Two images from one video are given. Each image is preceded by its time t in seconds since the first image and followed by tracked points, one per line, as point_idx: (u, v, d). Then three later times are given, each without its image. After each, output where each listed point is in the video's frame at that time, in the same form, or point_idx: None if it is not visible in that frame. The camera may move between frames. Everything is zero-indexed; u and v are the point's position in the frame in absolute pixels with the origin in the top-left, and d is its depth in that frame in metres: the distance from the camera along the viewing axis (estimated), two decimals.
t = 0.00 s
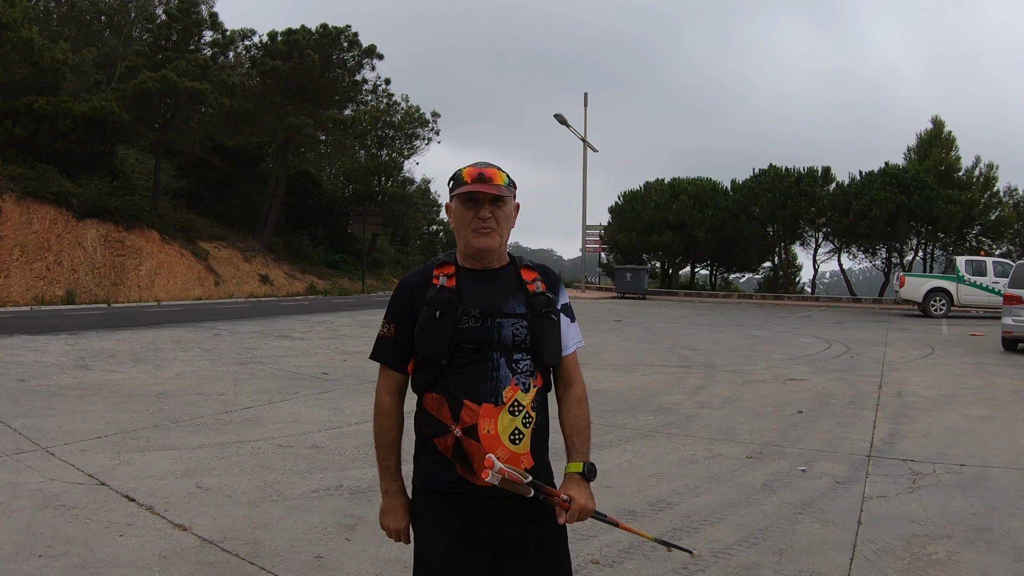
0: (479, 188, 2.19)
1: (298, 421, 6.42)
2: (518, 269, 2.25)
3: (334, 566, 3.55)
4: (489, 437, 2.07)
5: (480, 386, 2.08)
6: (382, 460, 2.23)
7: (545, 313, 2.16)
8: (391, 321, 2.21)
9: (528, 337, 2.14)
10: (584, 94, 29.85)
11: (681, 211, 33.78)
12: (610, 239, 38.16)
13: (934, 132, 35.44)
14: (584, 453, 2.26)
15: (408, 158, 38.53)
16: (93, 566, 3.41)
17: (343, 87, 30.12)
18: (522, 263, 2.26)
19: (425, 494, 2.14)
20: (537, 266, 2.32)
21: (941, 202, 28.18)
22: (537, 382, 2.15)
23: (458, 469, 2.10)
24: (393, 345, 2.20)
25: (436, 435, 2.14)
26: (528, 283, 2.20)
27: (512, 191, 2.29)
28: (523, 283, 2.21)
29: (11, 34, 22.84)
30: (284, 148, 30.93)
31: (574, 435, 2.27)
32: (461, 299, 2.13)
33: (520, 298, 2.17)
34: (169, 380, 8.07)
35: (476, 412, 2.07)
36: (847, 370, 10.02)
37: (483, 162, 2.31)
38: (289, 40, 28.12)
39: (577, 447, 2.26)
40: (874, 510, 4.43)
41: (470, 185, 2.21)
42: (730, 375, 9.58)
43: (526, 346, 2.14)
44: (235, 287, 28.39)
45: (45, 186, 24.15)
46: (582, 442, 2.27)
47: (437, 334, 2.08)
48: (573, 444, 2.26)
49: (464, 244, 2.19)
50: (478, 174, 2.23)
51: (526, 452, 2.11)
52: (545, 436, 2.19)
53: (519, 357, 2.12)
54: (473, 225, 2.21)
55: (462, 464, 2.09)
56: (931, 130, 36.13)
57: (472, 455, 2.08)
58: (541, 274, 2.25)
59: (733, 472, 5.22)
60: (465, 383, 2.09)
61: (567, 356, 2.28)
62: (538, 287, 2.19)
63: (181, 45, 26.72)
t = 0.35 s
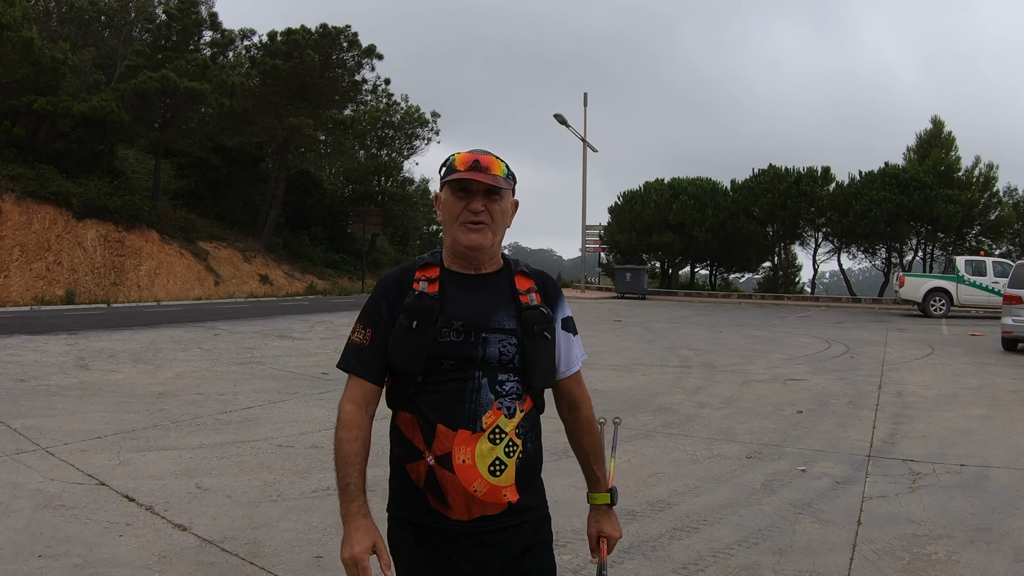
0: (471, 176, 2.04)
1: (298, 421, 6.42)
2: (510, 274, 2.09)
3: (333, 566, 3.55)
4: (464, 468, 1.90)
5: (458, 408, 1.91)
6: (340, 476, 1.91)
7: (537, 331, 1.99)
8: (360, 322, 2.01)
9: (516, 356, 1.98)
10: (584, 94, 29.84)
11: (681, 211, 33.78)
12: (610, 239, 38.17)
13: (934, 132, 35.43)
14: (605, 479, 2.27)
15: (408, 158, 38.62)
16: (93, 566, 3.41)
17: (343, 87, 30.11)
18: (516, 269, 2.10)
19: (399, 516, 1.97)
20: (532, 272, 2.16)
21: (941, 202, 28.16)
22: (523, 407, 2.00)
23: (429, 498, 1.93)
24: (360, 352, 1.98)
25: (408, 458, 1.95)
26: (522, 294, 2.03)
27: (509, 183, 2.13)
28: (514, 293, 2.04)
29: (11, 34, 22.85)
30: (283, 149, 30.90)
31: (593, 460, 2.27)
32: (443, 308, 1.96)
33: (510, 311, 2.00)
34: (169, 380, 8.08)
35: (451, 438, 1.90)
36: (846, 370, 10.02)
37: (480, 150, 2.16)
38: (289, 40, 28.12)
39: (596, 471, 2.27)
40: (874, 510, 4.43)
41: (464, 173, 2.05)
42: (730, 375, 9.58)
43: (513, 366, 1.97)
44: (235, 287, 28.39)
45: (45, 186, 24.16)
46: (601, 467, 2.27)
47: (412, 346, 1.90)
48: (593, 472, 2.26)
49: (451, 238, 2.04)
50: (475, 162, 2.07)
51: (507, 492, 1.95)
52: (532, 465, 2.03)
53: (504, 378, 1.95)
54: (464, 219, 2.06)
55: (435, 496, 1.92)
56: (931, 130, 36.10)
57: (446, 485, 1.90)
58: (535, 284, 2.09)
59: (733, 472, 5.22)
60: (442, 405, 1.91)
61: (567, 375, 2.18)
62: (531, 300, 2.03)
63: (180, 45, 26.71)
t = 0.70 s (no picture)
0: (503, 172, 1.86)
1: (298, 420, 6.42)
2: (543, 287, 1.90)
3: (333, 566, 3.55)
4: (484, 507, 1.73)
5: (476, 438, 1.75)
6: (371, 519, 1.86)
7: (568, 354, 1.79)
8: (381, 341, 1.91)
9: (544, 382, 1.79)
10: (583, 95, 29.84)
11: (681, 211, 33.82)
12: (610, 239, 38.19)
13: (934, 132, 35.43)
14: (632, 533, 1.92)
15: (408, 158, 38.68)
16: (93, 566, 3.41)
17: (342, 87, 30.10)
18: (551, 281, 1.91)
19: (412, 557, 1.85)
20: (571, 284, 1.95)
21: (941, 202, 28.16)
22: (554, 440, 1.79)
23: (448, 539, 1.78)
24: (382, 373, 1.89)
25: (428, 493, 1.81)
26: (554, 311, 1.83)
27: (547, 179, 1.93)
28: (546, 311, 1.86)
29: (11, 34, 22.85)
30: (283, 149, 30.88)
31: (621, 505, 1.93)
32: (463, 326, 1.81)
33: (539, 331, 1.82)
34: (168, 380, 8.08)
35: (470, 475, 1.74)
36: (846, 370, 10.02)
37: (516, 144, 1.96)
38: (289, 40, 28.12)
39: (622, 520, 1.93)
40: (873, 510, 4.43)
41: (493, 169, 1.86)
42: (730, 375, 9.58)
43: (541, 394, 1.79)
44: (235, 286, 28.42)
45: (44, 186, 24.17)
46: (629, 517, 1.93)
47: (427, 369, 1.77)
48: (618, 520, 1.92)
49: (478, 241, 1.87)
50: (507, 157, 1.88)
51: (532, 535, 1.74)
52: (564, 506, 1.81)
53: (529, 408, 1.77)
54: (493, 220, 1.89)
55: (452, 534, 1.77)
56: (930, 130, 36.10)
57: (465, 524, 1.74)
58: (572, 299, 1.88)
59: (733, 472, 5.22)
60: (460, 435, 1.77)
61: (603, 405, 1.91)
62: (564, 318, 1.82)
63: (181, 45, 26.70)
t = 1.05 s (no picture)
0: (509, 169, 1.79)
1: (298, 421, 6.42)
2: (553, 289, 1.83)
3: (333, 566, 3.55)
4: (484, 525, 1.69)
5: (477, 451, 1.72)
6: (352, 528, 1.88)
7: (576, 364, 1.72)
8: (383, 345, 1.89)
9: (550, 394, 1.72)
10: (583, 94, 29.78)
11: (681, 211, 33.82)
12: (610, 239, 38.18)
13: (934, 132, 35.42)
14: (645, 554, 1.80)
15: (408, 158, 38.75)
16: (93, 566, 3.41)
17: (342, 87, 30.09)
18: (562, 283, 1.84)
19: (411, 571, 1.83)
20: (584, 287, 1.88)
21: (941, 202, 28.14)
22: (561, 456, 1.72)
23: (450, 553, 1.77)
24: (381, 378, 1.88)
25: (429, 507, 1.81)
26: (563, 317, 1.76)
27: (559, 176, 1.86)
28: (554, 317, 1.79)
29: (11, 34, 22.88)
30: (283, 149, 30.89)
31: (632, 521, 1.82)
32: (464, 331, 1.78)
33: (545, 340, 1.76)
34: (168, 380, 8.07)
35: (469, 491, 1.71)
36: (846, 370, 10.02)
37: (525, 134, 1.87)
38: (288, 40, 28.12)
39: (632, 538, 1.81)
40: (873, 509, 4.44)
41: (499, 165, 1.80)
42: (730, 375, 9.58)
43: (547, 407, 1.72)
44: (235, 286, 28.44)
45: (44, 186, 24.18)
46: (640, 535, 1.81)
47: (427, 377, 1.74)
48: (626, 538, 1.81)
49: (482, 239, 1.83)
50: (515, 153, 1.81)
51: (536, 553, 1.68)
52: (573, 526, 1.73)
53: (534, 421, 1.71)
54: (497, 218, 1.84)
55: (455, 552, 1.75)
56: (930, 130, 36.10)
57: (465, 541, 1.71)
58: (583, 303, 1.80)
59: (733, 472, 5.22)
60: (460, 447, 1.74)
61: (617, 416, 1.83)
62: (573, 326, 1.75)
63: (181, 45, 26.74)
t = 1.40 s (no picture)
0: (515, 160, 1.79)
1: (298, 421, 6.42)
2: (556, 287, 1.84)
3: (333, 566, 3.55)
4: (489, 532, 1.68)
5: (482, 453, 1.70)
6: (361, 539, 1.82)
7: (584, 362, 1.73)
8: (379, 346, 1.85)
9: (557, 394, 1.73)
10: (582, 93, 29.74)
11: (681, 211, 33.83)
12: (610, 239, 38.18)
13: (934, 132, 35.42)
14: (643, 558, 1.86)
15: (408, 158, 38.77)
16: (93, 566, 3.41)
17: (342, 87, 30.09)
18: (565, 280, 1.85)
19: None
20: (587, 285, 1.88)
21: (940, 202, 28.15)
22: (566, 457, 1.73)
23: (451, 563, 1.75)
24: (377, 380, 1.83)
25: (430, 513, 1.78)
26: (568, 315, 1.77)
27: (565, 171, 1.86)
28: (559, 314, 1.79)
29: (11, 34, 22.89)
30: (283, 149, 30.89)
31: (632, 525, 1.86)
32: (467, 330, 1.75)
33: (551, 338, 1.76)
34: (168, 380, 8.07)
35: (475, 496, 1.69)
36: (846, 370, 10.01)
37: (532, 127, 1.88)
38: (288, 40, 28.11)
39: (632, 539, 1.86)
40: (873, 510, 4.43)
41: (505, 157, 1.80)
42: (730, 375, 9.57)
43: (553, 406, 1.73)
44: (235, 286, 28.45)
45: (44, 186, 24.17)
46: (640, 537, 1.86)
47: (428, 377, 1.71)
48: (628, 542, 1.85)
49: (486, 235, 1.83)
50: (522, 145, 1.80)
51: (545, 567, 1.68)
52: (578, 531, 1.74)
53: (540, 421, 1.71)
54: (502, 211, 1.84)
55: (457, 559, 1.73)
56: (930, 130, 36.11)
57: (470, 550, 1.70)
58: (588, 301, 1.82)
59: (733, 472, 5.22)
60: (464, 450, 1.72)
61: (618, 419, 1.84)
62: (579, 323, 1.76)
63: (180, 45, 26.73)
